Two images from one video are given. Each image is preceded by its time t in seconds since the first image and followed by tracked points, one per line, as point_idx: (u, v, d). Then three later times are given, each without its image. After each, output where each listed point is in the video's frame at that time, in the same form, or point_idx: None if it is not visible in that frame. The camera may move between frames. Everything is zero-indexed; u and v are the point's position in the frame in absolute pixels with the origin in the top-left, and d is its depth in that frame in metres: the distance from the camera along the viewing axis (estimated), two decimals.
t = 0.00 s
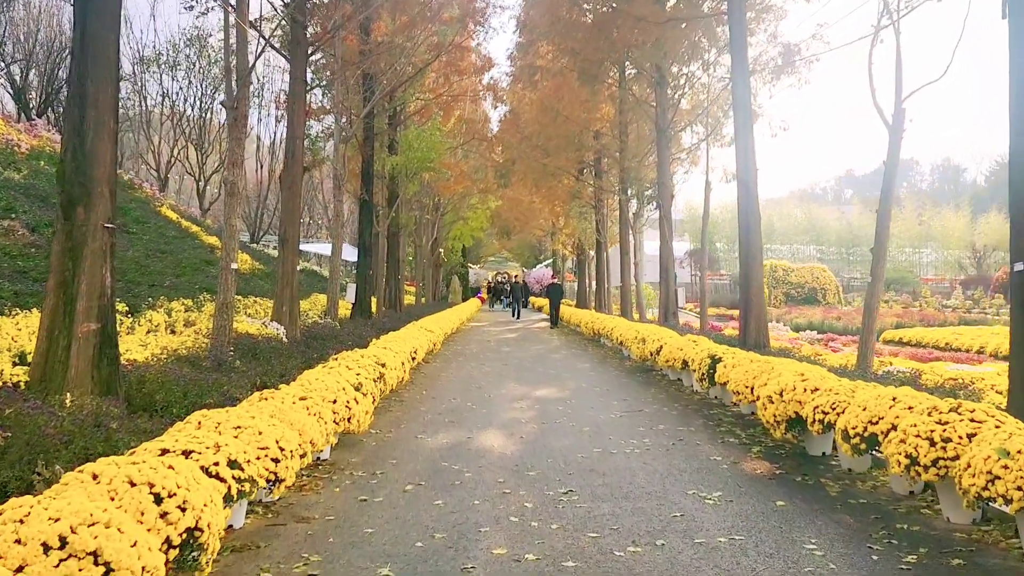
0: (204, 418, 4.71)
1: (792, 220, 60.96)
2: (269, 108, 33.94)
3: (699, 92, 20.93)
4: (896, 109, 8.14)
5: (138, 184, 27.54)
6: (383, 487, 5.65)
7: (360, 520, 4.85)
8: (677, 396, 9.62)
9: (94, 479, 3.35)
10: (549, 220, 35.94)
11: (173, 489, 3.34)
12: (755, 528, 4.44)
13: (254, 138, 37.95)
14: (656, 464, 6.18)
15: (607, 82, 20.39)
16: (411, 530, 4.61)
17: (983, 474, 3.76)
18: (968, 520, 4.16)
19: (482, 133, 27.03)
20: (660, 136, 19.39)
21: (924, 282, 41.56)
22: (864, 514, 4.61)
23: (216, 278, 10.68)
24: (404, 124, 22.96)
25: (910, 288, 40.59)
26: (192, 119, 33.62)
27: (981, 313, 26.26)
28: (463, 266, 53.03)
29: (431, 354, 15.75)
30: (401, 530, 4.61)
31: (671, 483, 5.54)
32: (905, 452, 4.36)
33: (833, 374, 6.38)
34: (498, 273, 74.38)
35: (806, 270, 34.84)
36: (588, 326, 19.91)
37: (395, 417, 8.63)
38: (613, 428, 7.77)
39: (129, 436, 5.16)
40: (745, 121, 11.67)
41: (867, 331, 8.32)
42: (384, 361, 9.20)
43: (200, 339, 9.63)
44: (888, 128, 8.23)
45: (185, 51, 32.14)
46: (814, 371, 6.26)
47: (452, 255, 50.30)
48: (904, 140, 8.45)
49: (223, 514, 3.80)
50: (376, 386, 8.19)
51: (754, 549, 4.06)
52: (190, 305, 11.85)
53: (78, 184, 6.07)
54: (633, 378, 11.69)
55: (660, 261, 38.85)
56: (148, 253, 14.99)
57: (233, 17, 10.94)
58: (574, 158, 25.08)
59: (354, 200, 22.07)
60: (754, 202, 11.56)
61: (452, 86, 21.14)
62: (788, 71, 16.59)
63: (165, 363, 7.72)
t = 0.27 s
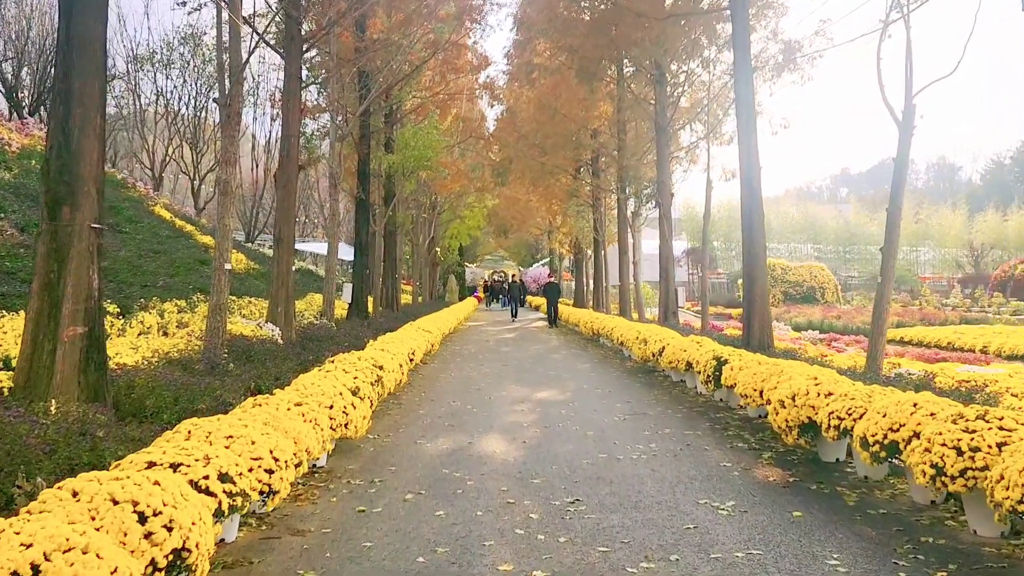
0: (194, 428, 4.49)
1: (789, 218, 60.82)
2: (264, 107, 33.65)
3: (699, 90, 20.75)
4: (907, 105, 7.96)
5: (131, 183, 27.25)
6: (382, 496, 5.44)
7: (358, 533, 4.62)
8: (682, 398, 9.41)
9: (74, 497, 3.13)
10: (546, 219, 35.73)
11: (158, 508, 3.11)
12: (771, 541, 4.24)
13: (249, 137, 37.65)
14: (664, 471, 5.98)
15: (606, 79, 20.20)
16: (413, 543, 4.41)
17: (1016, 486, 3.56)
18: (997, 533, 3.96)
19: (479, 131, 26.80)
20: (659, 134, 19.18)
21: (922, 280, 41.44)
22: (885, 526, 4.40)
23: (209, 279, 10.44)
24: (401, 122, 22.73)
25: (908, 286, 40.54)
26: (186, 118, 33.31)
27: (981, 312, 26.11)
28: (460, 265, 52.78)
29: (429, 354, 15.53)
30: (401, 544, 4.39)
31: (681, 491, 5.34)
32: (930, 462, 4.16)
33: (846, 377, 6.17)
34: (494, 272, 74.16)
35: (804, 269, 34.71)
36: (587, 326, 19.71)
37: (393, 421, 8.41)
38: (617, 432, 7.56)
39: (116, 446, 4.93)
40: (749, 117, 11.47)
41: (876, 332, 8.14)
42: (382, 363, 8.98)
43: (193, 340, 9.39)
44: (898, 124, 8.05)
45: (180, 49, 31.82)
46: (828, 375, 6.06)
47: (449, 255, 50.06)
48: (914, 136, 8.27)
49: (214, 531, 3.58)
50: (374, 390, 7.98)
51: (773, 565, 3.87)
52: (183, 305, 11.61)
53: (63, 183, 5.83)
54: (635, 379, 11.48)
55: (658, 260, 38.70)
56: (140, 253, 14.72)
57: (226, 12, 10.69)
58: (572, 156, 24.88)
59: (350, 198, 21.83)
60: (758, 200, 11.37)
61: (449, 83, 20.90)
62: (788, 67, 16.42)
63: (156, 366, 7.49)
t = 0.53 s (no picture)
0: (188, 433, 4.25)
1: (786, 218, 60.74)
2: (259, 108, 33.38)
3: (698, 87, 20.57)
4: (919, 97, 7.78)
5: (125, 184, 26.97)
6: (384, 504, 5.20)
7: (360, 544, 4.38)
8: (688, 400, 9.21)
9: (57, 511, 2.89)
10: (543, 219, 35.52)
11: (149, 522, 2.88)
12: (796, 550, 4.03)
13: (244, 138, 37.37)
14: (677, 475, 5.77)
15: (604, 76, 20.01)
16: (419, 554, 4.18)
17: None
18: None
19: (476, 130, 26.58)
20: (658, 132, 18.98)
21: (919, 279, 41.36)
22: (916, 536, 4.19)
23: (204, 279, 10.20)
24: (397, 121, 22.50)
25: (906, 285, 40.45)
26: (180, 119, 33.02)
27: (982, 310, 25.97)
28: (456, 266, 52.53)
29: (427, 356, 15.30)
30: (405, 556, 4.15)
31: (696, 497, 5.13)
32: (963, 465, 3.97)
33: (863, 377, 5.97)
34: (490, 273, 73.94)
35: (802, 268, 34.57)
36: (586, 327, 19.50)
37: (393, 425, 8.18)
38: (625, 435, 7.35)
39: (105, 454, 4.69)
40: (753, 113, 11.28)
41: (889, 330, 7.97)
42: (381, 365, 8.75)
43: (187, 342, 9.14)
44: (910, 116, 7.87)
45: (173, 49, 31.54)
46: (844, 375, 5.85)
47: (445, 256, 49.81)
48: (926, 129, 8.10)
49: (209, 545, 3.35)
50: (373, 393, 7.75)
51: None
52: (177, 307, 11.35)
53: (50, 178, 5.59)
54: (639, 380, 11.28)
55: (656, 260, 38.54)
56: (133, 255, 14.46)
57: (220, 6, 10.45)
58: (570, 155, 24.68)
59: (346, 199, 21.58)
60: (763, 197, 11.19)
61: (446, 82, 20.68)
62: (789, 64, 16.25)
63: (149, 369, 7.24)
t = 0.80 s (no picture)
0: (183, 450, 4.02)
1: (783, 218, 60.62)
2: (254, 110, 33.11)
3: (697, 87, 20.39)
4: (934, 95, 7.60)
5: (119, 188, 26.66)
6: (389, 519, 4.99)
7: (365, 565, 4.16)
8: (696, 405, 9.01)
9: (41, 542, 2.67)
10: (541, 220, 35.31)
11: (141, 554, 2.66)
12: (827, 569, 3.83)
13: (239, 141, 37.09)
14: (692, 486, 5.56)
15: (603, 77, 19.82)
16: None
17: None
18: None
19: (473, 131, 26.36)
20: (659, 132, 18.79)
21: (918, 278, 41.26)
22: (950, 552, 3.99)
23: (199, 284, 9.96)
24: (394, 123, 22.27)
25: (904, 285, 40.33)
26: (174, 121, 32.72)
27: (983, 309, 25.82)
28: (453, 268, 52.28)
29: (427, 360, 15.08)
30: None
31: (715, 510, 4.92)
32: (1003, 480, 3.77)
33: (883, 383, 5.77)
34: (487, 275, 73.68)
35: (801, 268, 34.41)
36: (587, 329, 19.29)
37: (396, 433, 7.96)
38: (635, 443, 7.15)
39: (97, 471, 4.46)
40: (759, 113, 11.10)
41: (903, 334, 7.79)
42: (382, 372, 8.53)
43: (182, 349, 8.91)
44: (924, 114, 7.68)
45: (167, 52, 31.26)
46: (865, 382, 5.64)
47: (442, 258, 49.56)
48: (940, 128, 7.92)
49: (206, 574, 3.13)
50: (375, 401, 7.52)
51: None
52: (173, 313, 11.11)
53: (38, 180, 5.36)
54: (644, 384, 11.07)
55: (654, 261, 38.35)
56: (128, 259, 14.20)
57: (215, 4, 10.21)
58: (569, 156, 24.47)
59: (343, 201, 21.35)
60: (768, 198, 11.00)
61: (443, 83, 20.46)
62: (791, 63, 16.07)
63: (143, 379, 7.01)
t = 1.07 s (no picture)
0: (177, 458, 3.82)
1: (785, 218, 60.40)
2: (253, 111, 32.92)
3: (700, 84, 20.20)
4: (950, 87, 7.41)
5: (117, 189, 26.47)
6: (394, 528, 4.77)
7: None
8: (705, 407, 8.79)
9: (18, 560, 2.45)
10: (542, 220, 35.08)
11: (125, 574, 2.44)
12: None
13: (238, 142, 36.89)
14: (709, 491, 5.35)
15: (606, 75, 19.62)
16: None
17: None
18: None
19: (474, 131, 26.15)
20: (662, 130, 18.59)
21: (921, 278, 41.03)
22: (987, 562, 3.78)
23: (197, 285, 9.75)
24: (394, 122, 22.07)
25: (907, 285, 40.11)
26: (173, 123, 32.53)
27: (989, 309, 25.59)
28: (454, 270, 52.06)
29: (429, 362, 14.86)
30: None
31: (734, 518, 4.71)
32: None
33: (905, 384, 5.54)
34: (488, 276, 73.43)
35: (804, 268, 34.19)
36: (591, 330, 19.07)
37: (398, 437, 7.74)
38: (646, 446, 6.93)
39: (88, 480, 4.24)
40: (767, 108, 10.91)
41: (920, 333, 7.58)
42: (384, 374, 8.31)
43: (179, 352, 8.69)
44: (940, 106, 7.49)
45: (166, 52, 31.07)
46: (887, 383, 5.42)
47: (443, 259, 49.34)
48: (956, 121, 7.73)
49: None
50: (377, 404, 7.31)
51: None
52: (169, 315, 10.88)
53: (26, 176, 5.15)
54: (651, 386, 10.85)
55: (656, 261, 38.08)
56: (125, 260, 13.99)
57: None
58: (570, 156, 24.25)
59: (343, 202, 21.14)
60: (777, 195, 10.80)
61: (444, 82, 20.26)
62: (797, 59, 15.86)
63: (138, 382, 6.80)
